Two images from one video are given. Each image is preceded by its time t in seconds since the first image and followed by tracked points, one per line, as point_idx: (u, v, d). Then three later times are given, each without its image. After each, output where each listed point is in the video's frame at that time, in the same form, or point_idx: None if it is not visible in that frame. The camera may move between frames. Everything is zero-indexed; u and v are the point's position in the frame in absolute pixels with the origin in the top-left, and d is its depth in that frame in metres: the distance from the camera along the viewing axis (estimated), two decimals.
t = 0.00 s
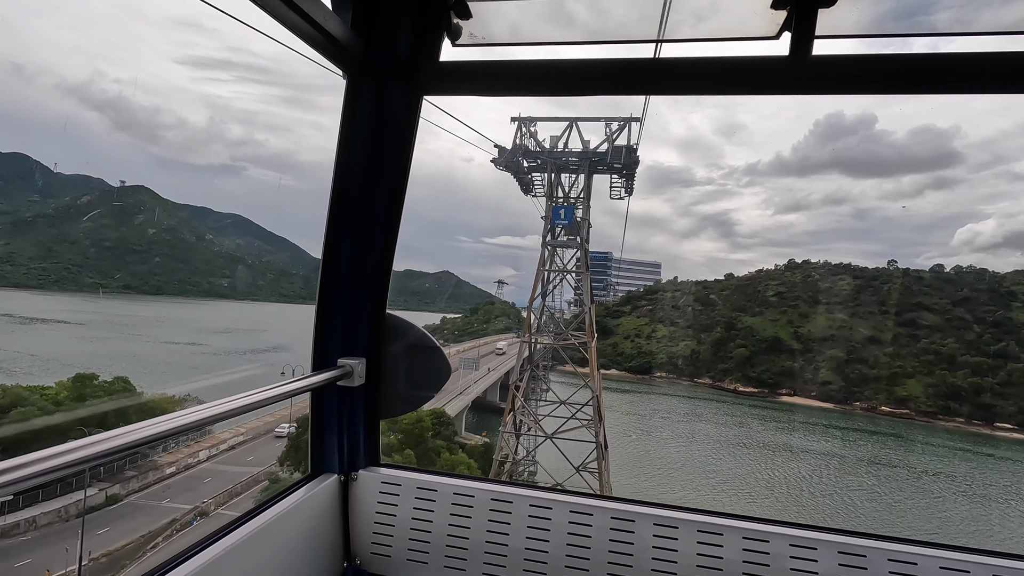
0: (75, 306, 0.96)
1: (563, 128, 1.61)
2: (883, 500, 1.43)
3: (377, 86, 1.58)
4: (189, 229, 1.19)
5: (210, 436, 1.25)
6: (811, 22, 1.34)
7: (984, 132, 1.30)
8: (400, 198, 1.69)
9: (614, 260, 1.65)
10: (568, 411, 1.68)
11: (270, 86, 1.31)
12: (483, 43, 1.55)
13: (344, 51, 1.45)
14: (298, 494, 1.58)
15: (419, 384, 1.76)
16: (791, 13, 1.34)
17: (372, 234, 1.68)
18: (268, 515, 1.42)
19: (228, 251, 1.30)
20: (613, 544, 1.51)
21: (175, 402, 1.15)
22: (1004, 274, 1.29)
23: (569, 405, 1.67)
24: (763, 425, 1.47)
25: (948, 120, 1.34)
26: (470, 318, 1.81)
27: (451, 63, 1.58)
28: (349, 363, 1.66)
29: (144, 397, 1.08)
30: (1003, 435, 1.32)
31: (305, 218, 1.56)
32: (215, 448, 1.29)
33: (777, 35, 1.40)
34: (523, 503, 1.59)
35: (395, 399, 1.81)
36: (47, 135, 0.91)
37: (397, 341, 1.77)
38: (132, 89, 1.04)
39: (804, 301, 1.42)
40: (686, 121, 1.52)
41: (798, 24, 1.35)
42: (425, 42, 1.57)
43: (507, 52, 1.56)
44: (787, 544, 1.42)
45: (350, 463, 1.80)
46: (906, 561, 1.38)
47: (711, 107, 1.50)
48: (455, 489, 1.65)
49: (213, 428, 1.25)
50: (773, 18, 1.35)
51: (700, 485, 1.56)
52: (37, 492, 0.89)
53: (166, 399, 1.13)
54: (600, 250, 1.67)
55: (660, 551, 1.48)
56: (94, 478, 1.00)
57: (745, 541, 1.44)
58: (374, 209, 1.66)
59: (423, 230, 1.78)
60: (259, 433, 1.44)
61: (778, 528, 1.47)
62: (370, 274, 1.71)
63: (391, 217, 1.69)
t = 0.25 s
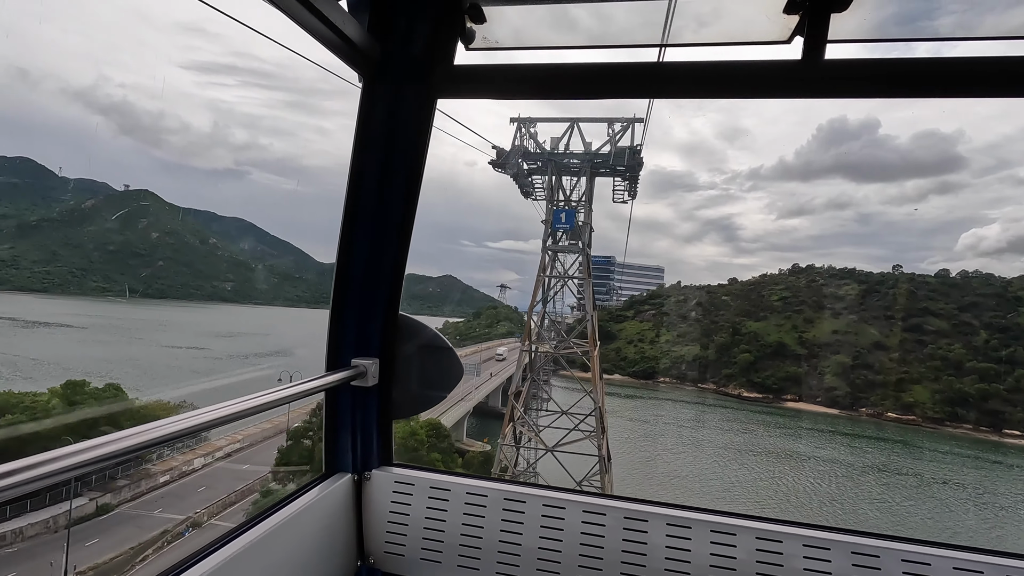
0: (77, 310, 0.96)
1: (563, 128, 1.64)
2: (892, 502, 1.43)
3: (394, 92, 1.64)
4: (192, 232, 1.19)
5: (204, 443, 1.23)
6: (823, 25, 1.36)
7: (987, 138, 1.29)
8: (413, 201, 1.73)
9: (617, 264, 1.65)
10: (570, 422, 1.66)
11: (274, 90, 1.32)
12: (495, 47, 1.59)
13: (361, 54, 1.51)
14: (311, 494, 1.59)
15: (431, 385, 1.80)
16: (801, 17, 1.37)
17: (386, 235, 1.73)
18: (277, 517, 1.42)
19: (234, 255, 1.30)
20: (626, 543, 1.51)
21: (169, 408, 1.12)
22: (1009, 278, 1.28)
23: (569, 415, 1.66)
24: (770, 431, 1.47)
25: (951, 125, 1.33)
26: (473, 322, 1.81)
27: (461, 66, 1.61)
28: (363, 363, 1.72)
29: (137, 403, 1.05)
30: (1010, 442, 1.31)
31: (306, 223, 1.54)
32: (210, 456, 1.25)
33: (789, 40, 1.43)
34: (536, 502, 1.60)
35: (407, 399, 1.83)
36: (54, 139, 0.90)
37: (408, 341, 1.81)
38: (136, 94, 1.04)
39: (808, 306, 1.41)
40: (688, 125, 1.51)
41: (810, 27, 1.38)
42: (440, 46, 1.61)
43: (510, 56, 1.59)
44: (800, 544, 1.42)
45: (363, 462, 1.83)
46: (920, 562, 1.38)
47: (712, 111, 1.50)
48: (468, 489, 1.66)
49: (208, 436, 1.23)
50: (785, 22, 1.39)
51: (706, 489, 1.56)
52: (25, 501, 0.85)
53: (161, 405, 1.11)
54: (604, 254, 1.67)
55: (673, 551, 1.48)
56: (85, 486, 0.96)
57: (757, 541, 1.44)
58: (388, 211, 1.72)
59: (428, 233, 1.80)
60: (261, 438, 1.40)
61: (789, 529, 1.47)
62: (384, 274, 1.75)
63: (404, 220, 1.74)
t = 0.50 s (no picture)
0: (79, 315, 0.95)
1: (569, 128, 1.62)
2: (894, 507, 1.43)
3: (403, 97, 1.65)
4: (195, 236, 1.19)
5: (198, 451, 1.17)
6: (826, 32, 1.36)
7: (991, 141, 1.29)
8: (420, 205, 1.73)
9: (620, 268, 1.65)
10: (572, 432, 1.69)
11: (279, 96, 1.32)
12: (502, 54, 1.60)
13: (370, 60, 1.53)
14: (317, 498, 1.58)
15: (438, 389, 1.78)
16: (805, 24, 1.37)
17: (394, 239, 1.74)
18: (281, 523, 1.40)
19: (234, 259, 1.30)
20: (632, 548, 1.49)
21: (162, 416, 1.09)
22: (1015, 282, 1.27)
23: (570, 425, 1.68)
24: (772, 437, 1.46)
25: (954, 129, 1.33)
26: (475, 327, 1.82)
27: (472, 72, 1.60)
28: (369, 367, 1.69)
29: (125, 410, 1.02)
30: (1018, 449, 1.31)
31: (306, 224, 1.52)
32: (203, 463, 1.20)
33: (793, 47, 1.42)
34: (542, 506, 1.58)
35: (412, 404, 1.82)
36: (57, 144, 0.90)
37: (415, 345, 1.80)
38: (142, 100, 1.04)
39: (813, 310, 1.40)
40: (691, 130, 1.52)
41: (814, 34, 1.37)
42: (448, 51, 1.61)
43: (514, 63, 1.59)
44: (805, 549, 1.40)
45: (369, 464, 1.82)
46: (928, 567, 1.35)
47: (714, 116, 1.50)
48: (474, 492, 1.65)
49: (202, 445, 1.18)
50: (790, 30, 1.39)
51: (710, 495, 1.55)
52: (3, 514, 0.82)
53: (150, 413, 1.07)
54: (608, 258, 1.67)
55: (679, 555, 1.46)
56: (70, 498, 0.92)
57: (764, 545, 1.41)
58: (397, 215, 1.73)
59: (429, 238, 1.80)
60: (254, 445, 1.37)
61: (796, 533, 1.45)
62: (391, 278, 1.76)
63: (411, 223, 1.74)
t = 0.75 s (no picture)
0: (82, 321, 0.95)
1: (569, 127, 1.62)
2: (896, 509, 1.43)
3: (410, 104, 1.67)
4: (198, 241, 1.19)
5: (191, 461, 1.13)
6: (830, 37, 1.37)
7: (996, 144, 1.28)
8: (427, 210, 1.77)
9: (622, 272, 1.63)
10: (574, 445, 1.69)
11: (283, 101, 1.33)
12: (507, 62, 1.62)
13: (379, 67, 1.54)
14: (323, 500, 1.58)
15: (443, 391, 1.79)
16: (807, 30, 1.38)
17: (401, 244, 1.77)
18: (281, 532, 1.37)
19: (238, 263, 1.30)
20: (637, 550, 1.48)
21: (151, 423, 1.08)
22: None
23: (570, 437, 1.68)
24: (778, 443, 1.45)
25: (958, 132, 1.32)
26: (477, 331, 1.80)
27: (479, 80, 1.62)
28: (377, 371, 1.72)
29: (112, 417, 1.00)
30: None
31: (307, 228, 1.51)
32: (198, 474, 1.17)
33: (795, 52, 1.43)
34: (547, 508, 1.57)
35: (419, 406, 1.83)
36: (63, 148, 0.91)
37: (421, 348, 1.82)
38: (147, 105, 1.04)
39: (818, 314, 1.40)
40: (694, 133, 1.51)
41: (817, 40, 1.38)
42: (455, 60, 1.64)
43: (517, 68, 1.61)
44: (811, 552, 1.39)
45: (376, 468, 1.83)
46: (931, 568, 1.33)
47: (717, 120, 1.49)
48: (480, 495, 1.64)
49: (195, 453, 1.14)
50: (791, 35, 1.40)
51: (717, 499, 1.55)
52: None
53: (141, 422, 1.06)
54: (609, 262, 1.65)
55: (683, 558, 1.45)
56: (57, 509, 0.89)
57: (768, 548, 1.40)
58: (404, 220, 1.75)
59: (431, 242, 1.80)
60: (250, 452, 1.34)
61: (802, 536, 1.43)
62: (399, 282, 1.79)
63: (418, 228, 1.78)
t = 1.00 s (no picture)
0: (82, 324, 0.95)
1: (569, 125, 1.62)
2: (903, 512, 1.41)
3: (411, 103, 1.67)
4: (200, 243, 1.18)
5: (188, 467, 1.11)
6: (831, 33, 1.36)
7: (999, 145, 1.27)
8: (429, 211, 1.77)
9: (624, 273, 1.63)
10: (575, 455, 1.66)
11: (284, 103, 1.33)
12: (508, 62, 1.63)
13: (380, 68, 1.54)
14: (327, 502, 1.57)
15: (446, 392, 1.80)
16: (809, 28, 1.37)
17: (402, 245, 1.77)
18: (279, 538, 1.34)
19: (239, 266, 1.30)
20: (640, 551, 1.47)
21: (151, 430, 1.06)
22: None
23: (570, 446, 1.65)
24: (781, 447, 1.46)
25: (961, 133, 1.31)
26: (479, 334, 1.80)
27: (479, 80, 1.63)
28: (378, 372, 1.73)
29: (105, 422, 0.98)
30: None
31: (308, 230, 1.50)
32: (194, 481, 1.15)
33: (797, 50, 1.42)
34: (551, 509, 1.56)
35: (420, 407, 1.84)
36: (63, 150, 0.90)
37: (424, 349, 1.82)
38: (148, 108, 1.04)
39: (821, 316, 1.39)
40: (696, 134, 1.51)
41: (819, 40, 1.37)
42: (456, 60, 1.64)
43: (517, 68, 1.61)
44: (816, 553, 1.37)
45: (378, 468, 1.82)
46: (937, 568, 1.32)
47: (719, 120, 1.49)
48: (485, 497, 1.63)
49: (192, 459, 1.12)
50: (794, 34, 1.39)
51: (720, 501, 1.53)
52: None
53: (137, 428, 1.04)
54: (610, 264, 1.64)
55: (687, 559, 1.44)
56: (48, 520, 0.86)
57: (773, 549, 1.40)
58: (406, 221, 1.75)
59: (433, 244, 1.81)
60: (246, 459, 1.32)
61: (807, 536, 1.43)
62: (400, 283, 1.79)
63: (420, 229, 1.78)
